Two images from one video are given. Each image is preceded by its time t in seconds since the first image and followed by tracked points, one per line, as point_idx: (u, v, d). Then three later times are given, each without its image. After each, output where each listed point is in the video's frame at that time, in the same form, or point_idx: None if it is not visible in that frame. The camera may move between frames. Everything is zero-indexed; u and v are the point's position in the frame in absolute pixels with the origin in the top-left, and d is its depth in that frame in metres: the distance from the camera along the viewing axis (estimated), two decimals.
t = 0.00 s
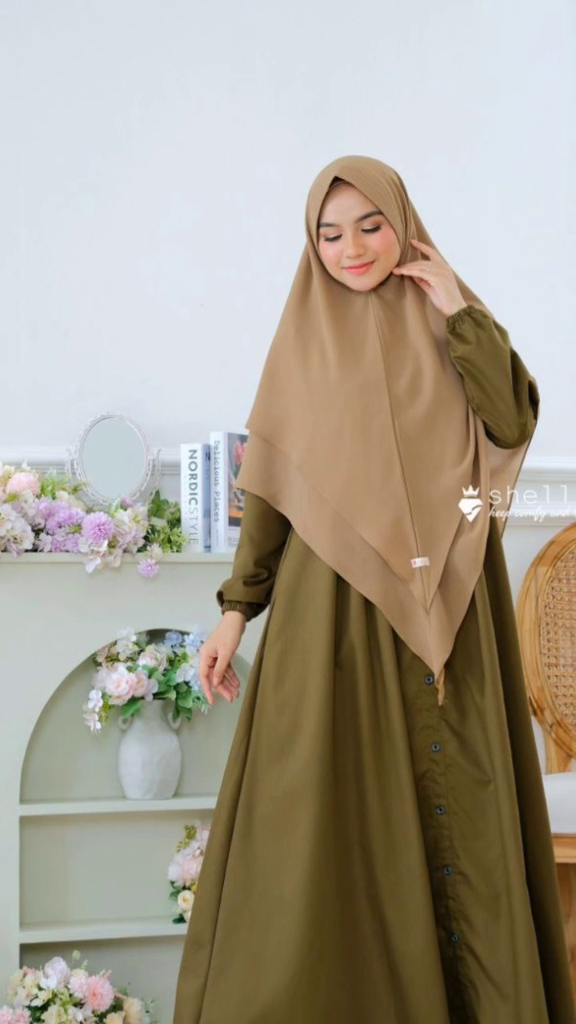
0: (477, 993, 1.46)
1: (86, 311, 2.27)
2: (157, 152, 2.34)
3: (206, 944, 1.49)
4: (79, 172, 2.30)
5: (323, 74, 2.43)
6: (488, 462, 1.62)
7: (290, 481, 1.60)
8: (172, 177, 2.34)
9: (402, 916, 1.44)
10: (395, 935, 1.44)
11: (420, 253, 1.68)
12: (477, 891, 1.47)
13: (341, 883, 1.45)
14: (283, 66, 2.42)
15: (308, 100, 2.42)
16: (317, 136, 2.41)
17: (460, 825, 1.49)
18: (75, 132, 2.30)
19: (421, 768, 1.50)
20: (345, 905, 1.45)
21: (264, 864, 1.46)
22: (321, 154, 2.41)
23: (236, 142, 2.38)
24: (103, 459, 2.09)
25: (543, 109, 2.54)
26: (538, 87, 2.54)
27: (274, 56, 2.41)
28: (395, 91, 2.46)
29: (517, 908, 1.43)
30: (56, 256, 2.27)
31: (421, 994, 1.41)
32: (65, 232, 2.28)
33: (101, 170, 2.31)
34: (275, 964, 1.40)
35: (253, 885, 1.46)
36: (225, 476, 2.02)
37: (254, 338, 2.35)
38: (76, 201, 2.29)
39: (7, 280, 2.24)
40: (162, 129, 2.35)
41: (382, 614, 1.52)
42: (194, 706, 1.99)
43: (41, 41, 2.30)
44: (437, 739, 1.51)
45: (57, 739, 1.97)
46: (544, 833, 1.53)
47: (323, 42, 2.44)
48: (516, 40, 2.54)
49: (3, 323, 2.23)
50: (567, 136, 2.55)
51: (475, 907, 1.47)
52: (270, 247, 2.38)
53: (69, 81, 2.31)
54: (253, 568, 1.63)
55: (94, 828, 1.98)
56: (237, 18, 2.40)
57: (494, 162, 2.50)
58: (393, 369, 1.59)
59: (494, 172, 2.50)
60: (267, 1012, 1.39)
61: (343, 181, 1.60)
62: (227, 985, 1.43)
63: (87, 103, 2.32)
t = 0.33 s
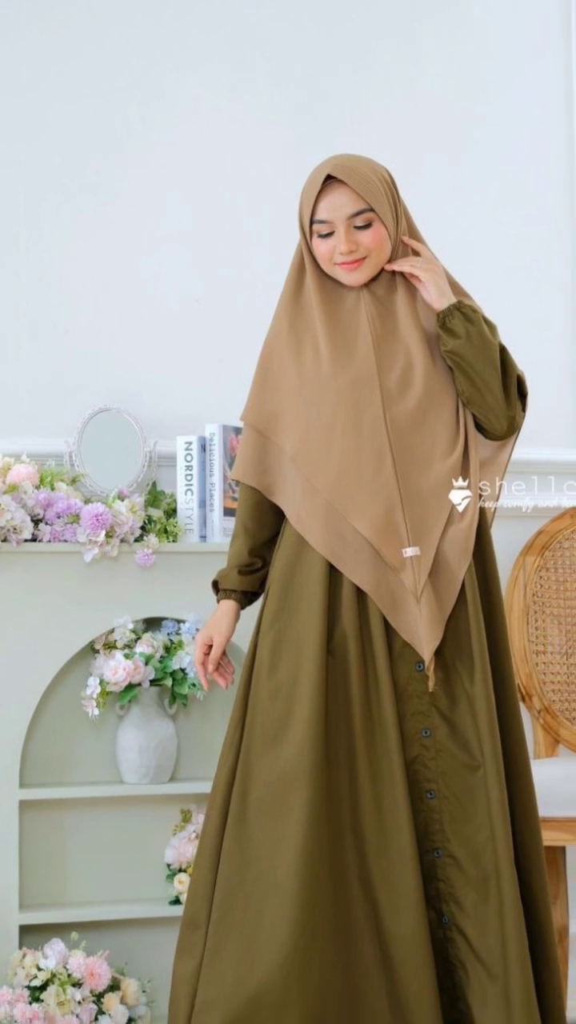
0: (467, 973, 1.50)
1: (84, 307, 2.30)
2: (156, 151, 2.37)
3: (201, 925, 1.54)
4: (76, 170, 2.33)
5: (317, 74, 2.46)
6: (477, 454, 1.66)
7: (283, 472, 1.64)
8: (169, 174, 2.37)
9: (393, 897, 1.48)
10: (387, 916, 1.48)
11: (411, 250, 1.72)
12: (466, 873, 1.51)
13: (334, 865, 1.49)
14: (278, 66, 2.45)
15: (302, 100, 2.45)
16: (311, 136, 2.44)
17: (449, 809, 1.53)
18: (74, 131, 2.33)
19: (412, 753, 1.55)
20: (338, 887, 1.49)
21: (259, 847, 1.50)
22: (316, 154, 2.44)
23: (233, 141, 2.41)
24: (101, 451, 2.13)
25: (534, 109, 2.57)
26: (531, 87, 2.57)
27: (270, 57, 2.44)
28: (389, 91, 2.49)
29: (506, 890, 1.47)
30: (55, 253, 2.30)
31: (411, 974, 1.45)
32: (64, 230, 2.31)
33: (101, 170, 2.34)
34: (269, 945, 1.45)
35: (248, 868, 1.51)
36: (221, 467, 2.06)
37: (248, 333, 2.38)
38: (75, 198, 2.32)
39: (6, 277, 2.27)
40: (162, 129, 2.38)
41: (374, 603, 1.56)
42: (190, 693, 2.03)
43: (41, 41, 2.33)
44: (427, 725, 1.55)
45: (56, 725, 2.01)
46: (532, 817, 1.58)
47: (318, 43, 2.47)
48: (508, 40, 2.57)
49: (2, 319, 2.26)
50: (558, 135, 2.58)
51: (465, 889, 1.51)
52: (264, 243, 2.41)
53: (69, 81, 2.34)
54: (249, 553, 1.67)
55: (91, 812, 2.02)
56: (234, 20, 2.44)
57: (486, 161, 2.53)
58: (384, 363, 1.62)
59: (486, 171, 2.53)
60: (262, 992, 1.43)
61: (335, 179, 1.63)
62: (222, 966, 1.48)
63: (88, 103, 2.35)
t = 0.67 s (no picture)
0: (457, 955, 1.54)
1: (83, 303, 2.34)
2: (154, 150, 2.41)
3: (197, 908, 1.57)
4: (74, 167, 2.36)
5: (310, 74, 2.49)
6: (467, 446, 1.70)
7: (277, 464, 1.68)
8: (166, 171, 2.41)
9: (385, 879, 1.52)
10: (378, 897, 1.52)
11: (402, 246, 1.75)
12: (456, 857, 1.55)
13: (327, 849, 1.53)
14: (278, 67, 2.48)
15: (298, 100, 2.48)
16: (308, 136, 2.48)
17: (440, 794, 1.58)
18: (74, 131, 2.37)
19: (403, 739, 1.59)
20: (331, 870, 1.53)
21: (254, 832, 1.55)
22: (307, 151, 2.47)
23: (229, 139, 2.44)
24: (99, 442, 2.17)
25: (524, 107, 2.59)
26: (520, 85, 2.60)
27: (270, 57, 2.48)
28: (381, 90, 2.52)
29: (495, 873, 1.52)
30: (54, 250, 2.33)
31: (402, 956, 1.49)
32: (64, 227, 2.35)
33: (100, 168, 2.38)
34: (264, 927, 1.49)
35: (243, 851, 1.55)
36: (216, 459, 2.09)
37: (242, 327, 2.41)
38: (74, 196, 2.36)
39: (6, 273, 2.31)
40: (161, 128, 2.41)
41: (366, 592, 1.60)
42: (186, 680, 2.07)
43: (41, 41, 2.37)
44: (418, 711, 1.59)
45: (55, 711, 2.05)
46: (521, 802, 1.62)
47: (311, 43, 2.50)
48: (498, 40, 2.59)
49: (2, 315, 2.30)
50: (547, 133, 2.60)
51: (455, 872, 1.55)
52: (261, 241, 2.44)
53: (69, 81, 2.37)
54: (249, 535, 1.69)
55: (89, 797, 2.06)
56: (232, 21, 2.47)
57: (475, 157, 2.56)
58: (376, 357, 1.66)
59: (477, 168, 2.56)
60: (257, 973, 1.47)
61: (328, 177, 1.67)
62: (217, 948, 1.52)
63: (88, 103, 2.38)
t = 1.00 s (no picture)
0: (447, 937, 1.59)
1: (82, 298, 2.37)
2: (152, 148, 2.44)
3: (192, 890, 1.62)
4: (73, 165, 2.39)
5: (304, 74, 2.52)
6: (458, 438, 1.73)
7: (271, 456, 1.72)
8: (162, 169, 2.44)
9: (377, 862, 1.57)
10: (370, 880, 1.56)
11: (394, 243, 1.79)
12: (447, 841, 1.60)
13: (321, 834, 1.57)
14: (277, 67, 2.51)
15: (297, 100, 2.51)
16: (306, 136, 2.51)
17: (430, 779, 1.62)
18: (74, 131, 2.40)
19: (395, 725, 1.63)
20: (324, 854, 1.57)
21: (248, 816, 1.59)
22: (302, 151, 2.50)
23: (224, 137, 2.47)
24: (96, 435, 2.20)
25: (511, 106, 2.63)
26: (508, 85, 2.63)
27: (268, 58, 2.51)
28: (372, 89, 2.56)
29: (485, 856, 1.56)
30: (53, 246, 2.37)
31: (393, 937, 1.54)
32: (63, 224, 2.38)
33: (98, 166, 2.41)
34: (259, 909, 1.53)
35: (238, 835, 1.59)
36: (211, 451, 2.13)
37: (236, 321, 2.45)
38: (73, 193, 2.39)
39: (5, 269, 2.34)
40: (158, 127, 2.44)
41: (358, 581, 1.64)
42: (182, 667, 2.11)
43: (41, 41, 2.40)
44: (409, 698, 1.63)
45: (54, 697, 2.10)
46: (510, 788, 1.67)
47: (304, 43, 2.53)
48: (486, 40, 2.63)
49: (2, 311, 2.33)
50: (533, 132, 2.63)
51: (446, 856, 1.60)
52: (258, 238, 2.47)
53: (68, 81, 2.40)
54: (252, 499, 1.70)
55: (87, 783, 2.11)
56: (227, 22, 2.50)
57: (464, 155, 2.59)
58: (368, 351, 1.70)
59: (466, 167, 2.59)
60: (252, 954, 1.51)
61: (321, 175, 1.71)
62: (213, 930, 1.55)
63: (87, 102, 2.41)
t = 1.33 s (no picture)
0: (438, 919, 1.63)
1: (79, 291, 2.40)
2: (149, 147, 2.47)
3: (188, 873, 1.66)
4: (72, 163, 2.42)
5: (301, 74, 2.56)
6: (448, 431, 1.77)
7: (266, 448, 1.76)
8: (158, 166, 2.47)
9: (369, 846, 1.61)
10: (362, 864, 1.61)
11: (386, 239, 1.83)
12: (437, 825, 1.64)
13: (314, 818, 1.62)
14: (275, 67, 2.54)
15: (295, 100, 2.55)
16: (304, 136, 2.54)
17: (422, 765, 1.66)
18: (73, 129, 2.43)
19: (387, 712, 1.67)
20: (317, 838, 1.62)
21: (243, 801, 1.63)
22: (299, 149, 2.54)
23: (218, 135, 2.51)
24: (94, 427, 2.24)
25: (499, 104, 2.66)
26: (497, 85, 2.66)
27: (265, 57, 2.54)
28: (364, 89, 2.59)
29: (474, 839, 1.60)
30: (52, 243, 2.40)
31: (385, 921, 1.58)
32: (61, 221, 2.41)
33: (97, 164, 2.44)
34: (253, 893, 1.57)
35: (233, 819, 1.63)
36: (207, 443, 2.17)
37: (229, 316, 2.48)
38: (72, 192, 2.42)
39: (4, 266, 2.37)
40: (156, 125, 2.48)
41: (351, 571, 1.68)
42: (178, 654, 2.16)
43: (40, 41, 2.43)
44: (401, 685, 1.67)
45: (53, 685, 2.14)
46: (500, 773, 1.71)
47: (297, 43, 2.56)
48: (476, 40, 2.66)
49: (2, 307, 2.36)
50: (521, 131, 2.67)
51: (436, 840, 1.64)
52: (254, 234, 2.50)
53: (68, 81, 2.43)
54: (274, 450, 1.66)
55: (85, 769, 2.15)
56: (222, 22, 2.53)
57: (455, 153, 2.63)
58: (360, 346, 1.74)
59: (455, 164, 2.62)
60: (247, 937, 1.56)
61: (314, 173, 1.74)
62: (208, 913, 1.60)
63: (86, 101, 2.44)
